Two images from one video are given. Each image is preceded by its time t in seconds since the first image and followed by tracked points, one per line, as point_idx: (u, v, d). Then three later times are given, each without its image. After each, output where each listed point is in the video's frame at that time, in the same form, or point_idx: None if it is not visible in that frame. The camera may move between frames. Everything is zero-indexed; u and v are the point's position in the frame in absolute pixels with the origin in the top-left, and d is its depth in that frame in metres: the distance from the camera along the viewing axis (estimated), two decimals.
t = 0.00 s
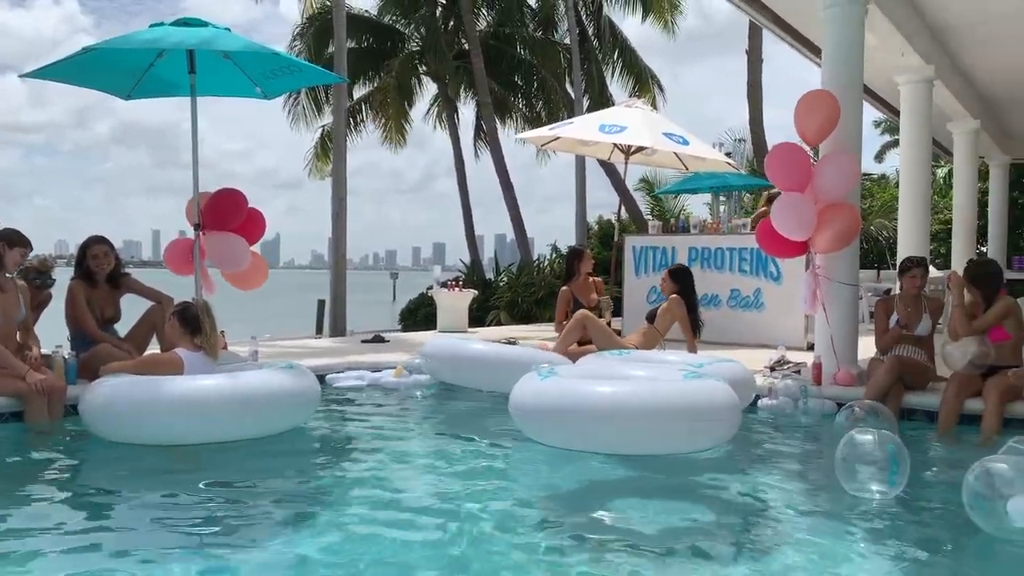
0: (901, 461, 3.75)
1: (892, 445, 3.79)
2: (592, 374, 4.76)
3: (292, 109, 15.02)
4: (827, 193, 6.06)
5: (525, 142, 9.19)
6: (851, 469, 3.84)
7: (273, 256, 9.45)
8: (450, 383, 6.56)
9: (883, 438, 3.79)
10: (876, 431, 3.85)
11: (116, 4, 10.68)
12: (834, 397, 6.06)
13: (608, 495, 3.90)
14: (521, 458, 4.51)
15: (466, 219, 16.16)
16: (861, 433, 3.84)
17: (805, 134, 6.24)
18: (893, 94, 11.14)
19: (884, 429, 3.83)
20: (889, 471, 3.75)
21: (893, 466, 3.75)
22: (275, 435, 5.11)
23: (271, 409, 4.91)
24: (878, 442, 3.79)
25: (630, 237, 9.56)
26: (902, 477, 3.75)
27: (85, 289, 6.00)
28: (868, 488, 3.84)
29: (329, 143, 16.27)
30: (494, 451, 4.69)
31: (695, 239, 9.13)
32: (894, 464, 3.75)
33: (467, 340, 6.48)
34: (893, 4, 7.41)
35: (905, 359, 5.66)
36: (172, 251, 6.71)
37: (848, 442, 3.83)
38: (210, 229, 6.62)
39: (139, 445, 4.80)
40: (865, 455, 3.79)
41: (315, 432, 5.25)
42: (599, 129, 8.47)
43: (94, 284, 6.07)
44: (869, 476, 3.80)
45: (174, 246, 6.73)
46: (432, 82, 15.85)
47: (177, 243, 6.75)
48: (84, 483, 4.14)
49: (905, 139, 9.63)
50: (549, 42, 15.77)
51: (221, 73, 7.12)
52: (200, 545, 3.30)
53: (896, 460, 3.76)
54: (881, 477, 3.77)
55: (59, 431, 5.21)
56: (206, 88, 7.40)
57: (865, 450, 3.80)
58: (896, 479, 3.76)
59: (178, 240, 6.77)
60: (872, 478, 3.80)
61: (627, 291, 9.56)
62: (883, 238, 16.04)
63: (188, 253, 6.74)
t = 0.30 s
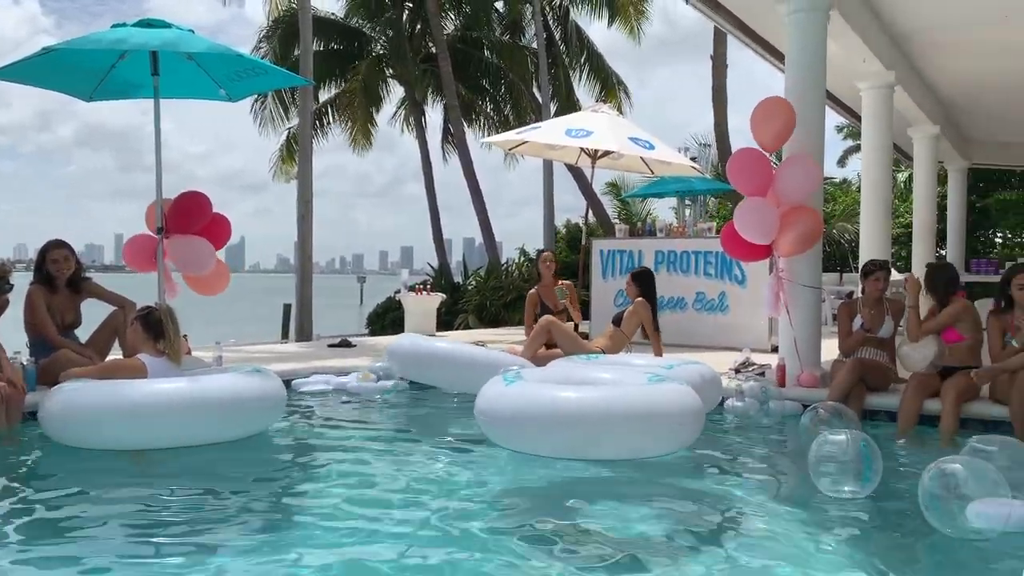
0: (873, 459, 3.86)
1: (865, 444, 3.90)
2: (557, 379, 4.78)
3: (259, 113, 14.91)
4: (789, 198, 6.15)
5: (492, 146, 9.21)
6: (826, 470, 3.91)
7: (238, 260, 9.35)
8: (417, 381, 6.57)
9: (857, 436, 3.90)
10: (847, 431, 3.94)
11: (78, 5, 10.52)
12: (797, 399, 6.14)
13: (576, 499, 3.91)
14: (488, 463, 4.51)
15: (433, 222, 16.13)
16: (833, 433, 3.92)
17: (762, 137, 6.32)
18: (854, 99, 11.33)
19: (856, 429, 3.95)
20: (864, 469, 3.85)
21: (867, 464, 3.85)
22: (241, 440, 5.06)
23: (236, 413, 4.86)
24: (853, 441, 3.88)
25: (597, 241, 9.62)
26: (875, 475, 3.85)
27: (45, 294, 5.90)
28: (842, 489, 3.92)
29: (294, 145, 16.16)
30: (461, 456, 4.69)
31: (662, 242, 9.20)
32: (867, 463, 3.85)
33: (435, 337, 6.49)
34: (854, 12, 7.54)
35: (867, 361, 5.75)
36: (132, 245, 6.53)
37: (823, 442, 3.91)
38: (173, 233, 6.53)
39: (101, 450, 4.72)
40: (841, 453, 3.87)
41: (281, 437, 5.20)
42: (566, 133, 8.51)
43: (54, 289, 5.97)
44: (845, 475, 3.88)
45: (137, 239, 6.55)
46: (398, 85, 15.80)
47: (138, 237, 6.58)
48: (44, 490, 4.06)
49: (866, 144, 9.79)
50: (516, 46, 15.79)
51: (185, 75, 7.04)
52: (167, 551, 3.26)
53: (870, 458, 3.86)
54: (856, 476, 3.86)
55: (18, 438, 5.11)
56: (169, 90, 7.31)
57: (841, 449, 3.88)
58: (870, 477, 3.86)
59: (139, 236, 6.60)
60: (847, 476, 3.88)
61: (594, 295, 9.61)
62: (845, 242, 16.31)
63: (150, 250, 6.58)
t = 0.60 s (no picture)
0: (843, 463, 3.88)
1: (834, 446, 3.93)
2: (519, 380, 4.79)
3: (221, 114, 14.76)
4: (749, 202, 6.23)
5: (458, 149, 9.20)
6: (799, 475, 3.91)
7: (201, 263, 9.24)
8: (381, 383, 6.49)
9: (828, 440, 3.91)
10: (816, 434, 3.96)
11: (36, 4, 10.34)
12: (762, 400, 6.22)
13: (541, 501, 3.92)
14: (453, 466, 4.51)
15: (400, 225, 16.08)
16: (803, 437, 3.93)
17: (720, 142, 6.39)
18: (816, 105, 11.50)
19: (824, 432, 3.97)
20: (836, 472, 3.86)
21: (838, 467, 3.87)
22: (203, 446, 5.00)
23: (199, 418, 4.79)
24: (824, 444, 3.90)
25: (564, 244, 9.66)
26: (845, 477, 3.87)
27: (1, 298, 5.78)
28: (813, 491, 3.93)
29: (258, 147, 16.02)
30: (426, 459, 4.68)
31: (627, 245, 9.25)
32: (838, 466, 3.86)
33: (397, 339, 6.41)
34: (816, 18, 7.65)
35: (830, 364, 5.81)
36: (93, 259, 6.44)
37: (794, 446, 3.91)
38: (134, 236, 6.42)
39: (60, 456, 4.63)
40: (815, 457, 3.86)
41: (244, 442, 5.14)
42: (532, 137, 8.53)
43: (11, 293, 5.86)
44: (817, 478, 3.88)
45: (97, 254, 6.47)
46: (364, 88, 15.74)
47: (99, 251, 6.49)
48: None
49: (827, 148, 9.95)
50: (483, 50, 15.79)
51: (146, 75, 6.94)
52: (126, 559, 3.19)
53: (840, 461, 3.88)
54: (827, 479, 3.87)
55: None
56: (130, 91, 7.21)
57: (814, 452, 3.88)
58: (839, 480, 3.88)
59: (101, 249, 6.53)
60: (818, 479, 3.89)
61: (560, 298, 9.64)
62: (808, 245, 16.55)
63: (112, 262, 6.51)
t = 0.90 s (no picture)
0: (809, 457, 3.96)
1: (801, 442, 4.00)
2: (481, 381, 4.79)
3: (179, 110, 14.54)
4: (709, 205, 6.30)
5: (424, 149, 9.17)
6: (766, 470, 3.97)
7: (161, 262, 9.10)
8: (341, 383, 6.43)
9: (794, 437, 3.99)
10: (782, 430, 4.02)
11: None
12: (724, 400, 6.29)
13: (505, 503, 3.92)
14: (417, 468, 4.49)
15: (364, 226, 15.98)
16: (769, 433, 4.00)
17: (677, 146, 6.44)
18: (778, 109, 11.66)
19: (791, 430, 4.04)
20: (802, 467, 3.93)
21: (805, 462, 3.94)
22: (162, 448, 4.92)
23: (160, 419, 4.71)
24: (791, 441, 3.97)
25: (529, 245, 9.68)
26: (811, 471, 3.95)
27: None
28: (779, 487, 4.00)
29: (220, 145, 15.82)
30: (390, 461, 4.66)
31: (592, 247, 9.30)
32: (804, 461, 3.94)
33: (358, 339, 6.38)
34: (778, 23, 7.76)
35: (791, 364, 5.91)
36: (52, 267, 6.28)
37: (760, 441, 3.98)
38: (91, 235, 6.30)
39: (14, 459, 4.50)
40: (781, 452, 3.93)
41: (203, 444, 5.07)
42: (497, 138, 8.53)
43: None
44: (782, 472, 3.94)
45: (54, 260, 6.31)
46: (327, 86, 15.62)
47: (56, 257, 6.33)
48: None
49: (788, 151, 10.09)
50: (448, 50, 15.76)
51: (104, 71, 6.81)
52: (82, 566, 3.12)
53: (807, 455, 3.96)
54: (793, 474, 3.94)
55: None
56: (88, 86, 7.07)
57: (780, 447, 3.95)
58: (805, 474, 3.95)
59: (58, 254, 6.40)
60: (785, 475, 3.95)
61: (525, 299, 9.66)
62: (769, 247, 16.78)
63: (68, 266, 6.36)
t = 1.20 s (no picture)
0: (774, 451, 4.03)
1: (765, 438, 4.06)
2: (440, 378, 4.77)
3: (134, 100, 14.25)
4: (668, 203, 6.35)
5: (387, 144, 9.10)
6: (730, 465, 4.03)
7: (116, 256, 8.91)
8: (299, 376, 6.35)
9: (758, 433, 4.04)
10: (746, 427, 4.06)
11: None
12: (685, 397, 6.36)
13: (465, 501, 3.92)
14: (377, 465, 4.46)
15: (325, 221, 15.84)
16: (733, 429, 4.03)
17: (636, 146, 6.49)
18: (738, 109, 11.80)
19: (756, 427, 4.08)
20: (767, 462, 4.00)
21: (770, 457, 4.01)
22: (116, 446, 4.81)
23: (116, 415, 4.61)
24: (755, 437, 4.02)
25: (492, 243, 9.67)
26: (775, 466, 4.02)
27: None
28: (744, 482, 4.06)
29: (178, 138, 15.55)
30: (350, 459, 4.62)
31: (555, 244, 9.32)
32: (768, 456, 4.00)
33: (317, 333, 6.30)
34: (741, 24, 7.85)
35: (748, 362, 6.02)
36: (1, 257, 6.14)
37: (725, 438, 4.01)
38: (46, 227, 6.14)
39: None
40: (744, 448, 3.98)
41: (159, 442, 4.98)
42: (461, 134, 8.50)
43: None
44: (748, 468, 4.00)
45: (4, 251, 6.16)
46: (289, 80, 15.44)
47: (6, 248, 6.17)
48: None
49: (748, 151, 10.22)
50: (412, 45, 15.68)
51: (59, 60, 6.65)
52: (32, 567, 3.04)
53: (771, 450, 4.02)
54: (756, 470, 4.00)
55: None
56: (42, 76, 6.89)
57: (744, 443, 4.00)
58: (770, 470, 4.02)
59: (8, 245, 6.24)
60: (750, 470, 4.01)
61: (488, 296, 9.66)
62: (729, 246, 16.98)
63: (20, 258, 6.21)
